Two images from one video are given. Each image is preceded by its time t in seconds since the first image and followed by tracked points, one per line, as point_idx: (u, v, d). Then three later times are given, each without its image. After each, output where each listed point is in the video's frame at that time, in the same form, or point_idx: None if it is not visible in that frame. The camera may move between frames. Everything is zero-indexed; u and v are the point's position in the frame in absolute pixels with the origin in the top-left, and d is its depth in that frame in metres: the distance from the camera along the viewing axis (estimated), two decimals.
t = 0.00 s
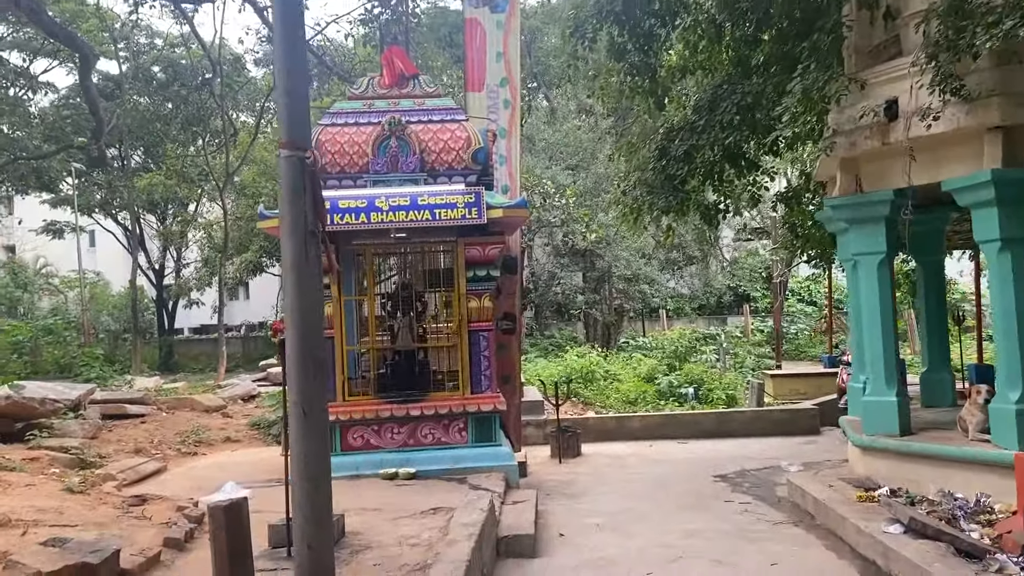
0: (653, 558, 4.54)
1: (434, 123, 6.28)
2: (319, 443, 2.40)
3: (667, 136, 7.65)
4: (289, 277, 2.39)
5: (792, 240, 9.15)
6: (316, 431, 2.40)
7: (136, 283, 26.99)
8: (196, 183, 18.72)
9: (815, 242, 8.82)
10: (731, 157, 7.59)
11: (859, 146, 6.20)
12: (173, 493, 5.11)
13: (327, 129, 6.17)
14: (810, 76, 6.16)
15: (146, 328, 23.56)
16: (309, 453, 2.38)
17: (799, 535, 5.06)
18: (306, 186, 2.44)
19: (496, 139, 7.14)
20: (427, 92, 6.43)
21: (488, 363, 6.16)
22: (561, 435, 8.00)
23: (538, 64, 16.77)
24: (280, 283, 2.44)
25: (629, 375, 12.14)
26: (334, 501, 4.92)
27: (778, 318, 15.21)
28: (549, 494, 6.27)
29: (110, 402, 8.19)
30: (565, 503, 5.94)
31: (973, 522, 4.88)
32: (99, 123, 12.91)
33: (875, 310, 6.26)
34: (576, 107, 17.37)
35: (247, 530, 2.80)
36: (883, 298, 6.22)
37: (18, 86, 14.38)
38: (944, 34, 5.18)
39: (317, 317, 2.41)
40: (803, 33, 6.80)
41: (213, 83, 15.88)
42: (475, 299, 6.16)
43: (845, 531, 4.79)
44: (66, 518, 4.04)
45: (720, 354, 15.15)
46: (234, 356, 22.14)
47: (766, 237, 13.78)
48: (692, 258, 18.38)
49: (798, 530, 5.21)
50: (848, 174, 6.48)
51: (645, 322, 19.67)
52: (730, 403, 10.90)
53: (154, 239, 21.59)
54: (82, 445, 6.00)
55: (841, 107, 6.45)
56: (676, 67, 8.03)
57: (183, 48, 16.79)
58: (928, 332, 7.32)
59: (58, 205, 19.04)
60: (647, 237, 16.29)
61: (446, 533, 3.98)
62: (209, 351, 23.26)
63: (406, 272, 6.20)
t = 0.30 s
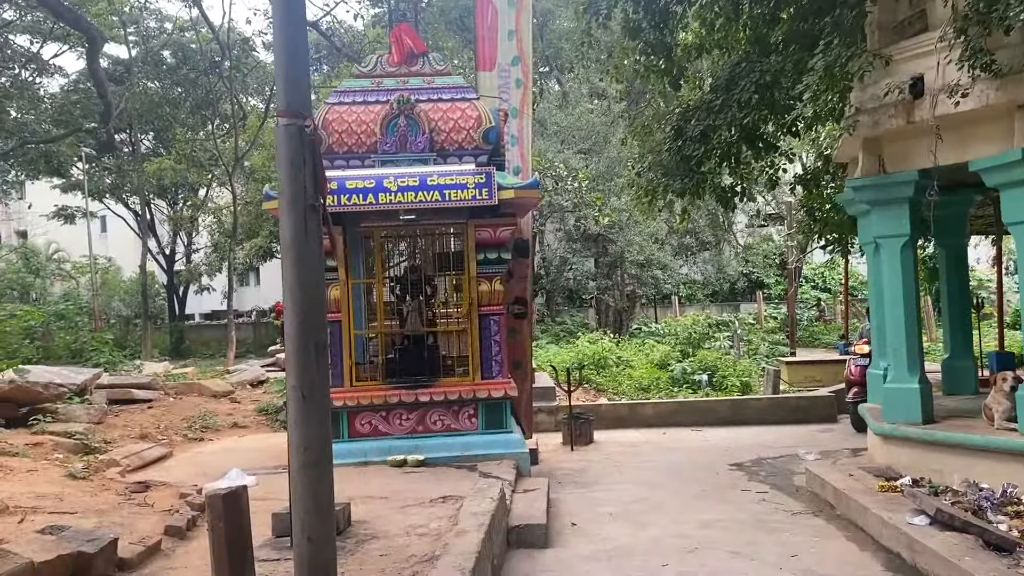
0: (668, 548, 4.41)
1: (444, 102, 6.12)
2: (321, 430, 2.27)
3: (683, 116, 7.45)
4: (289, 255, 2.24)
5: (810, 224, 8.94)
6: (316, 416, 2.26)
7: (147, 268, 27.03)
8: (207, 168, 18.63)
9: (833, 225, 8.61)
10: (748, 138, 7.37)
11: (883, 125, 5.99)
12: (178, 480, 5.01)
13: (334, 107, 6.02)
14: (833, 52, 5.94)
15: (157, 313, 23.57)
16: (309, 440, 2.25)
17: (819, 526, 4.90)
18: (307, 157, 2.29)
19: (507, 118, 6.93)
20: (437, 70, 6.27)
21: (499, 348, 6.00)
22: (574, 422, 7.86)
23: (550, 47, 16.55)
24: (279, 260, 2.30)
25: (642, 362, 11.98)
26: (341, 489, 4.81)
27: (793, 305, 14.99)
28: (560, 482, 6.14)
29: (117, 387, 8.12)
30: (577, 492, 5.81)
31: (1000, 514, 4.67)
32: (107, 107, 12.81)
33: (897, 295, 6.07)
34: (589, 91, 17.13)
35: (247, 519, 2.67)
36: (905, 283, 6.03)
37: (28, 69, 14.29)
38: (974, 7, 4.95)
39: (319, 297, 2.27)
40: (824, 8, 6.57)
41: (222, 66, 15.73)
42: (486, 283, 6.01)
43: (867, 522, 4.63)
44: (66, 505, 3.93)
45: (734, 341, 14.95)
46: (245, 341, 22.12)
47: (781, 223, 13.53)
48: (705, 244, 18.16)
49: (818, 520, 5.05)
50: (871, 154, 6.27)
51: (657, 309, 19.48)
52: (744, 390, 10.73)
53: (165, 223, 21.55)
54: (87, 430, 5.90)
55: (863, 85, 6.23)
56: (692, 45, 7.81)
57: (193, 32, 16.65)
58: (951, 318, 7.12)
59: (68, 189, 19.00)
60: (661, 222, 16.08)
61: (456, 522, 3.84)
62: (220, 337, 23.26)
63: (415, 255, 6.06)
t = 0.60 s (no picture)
0: (683, 546, 4.27)
1: (454, 86, 5.98)
2: (318, 429, 2.15)
3: (698, 101, 7.26)
4: (284, 244, 2.12)
5: (827, 212, 8.74)
6: (314, 415, 2.14)
7: (160, 257, 27.08)
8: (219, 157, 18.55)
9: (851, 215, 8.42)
10: (765, 124, 7.20)
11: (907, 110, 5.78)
12: (181, 474, 4.92)
13: (341, 92, 5.88)
14: (855, 34, 5.75)
15: (169, 301, 23.61)
16: (306, 439, 2.13)
17: (839, 524, 4.75)
18: (303, 140, 2.16)
19: (519, 104, 6.77)
20: (446, 53, 6.13)
21: (509, 339, 5.86)
22: (585, 413, 7.73)
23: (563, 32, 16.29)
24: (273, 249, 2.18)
25: (655, 352, 11.83)
26: (348, 483, 4.70)
27: (808, 294, 14.78)
28: (572, 475, 6.01)
29: (125, 376, 8.06)
30: (589, 486, 5.68)
31: None
32: (116, 96, 12.71)
33: (920, 285, 5.90)
34: (602, 77, 16.87)
35: (244, 520, 2.58)
36: (928, 272, 5.86)
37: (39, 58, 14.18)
38: None
39: (315, 288, 2.15)
40: None
41: (233, 53, 15.57)
42: (496, 274, 5.83)
43: (890, 520, 4.48)
44: (65, 501, 3.84)
45: (748, 331, 14.75)
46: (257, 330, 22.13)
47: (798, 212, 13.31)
48: (719, 233, 17.94)
49: (838, 517, 4.90)
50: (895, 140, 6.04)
51: (670, 298, 19.31)
52: (759, 381, 10.56)
53: (177, 212, 21.52)
54: (92, 421, 5.83)
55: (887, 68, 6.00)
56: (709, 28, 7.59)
57: (203, 19, 16.49)
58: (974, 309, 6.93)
59: (80, 178, 18.97)
60: (675, 210, 15.86)
61: (464, 520, 3.72)
62: (232, 325, 23.27)
63: (425, 243, 5.92)
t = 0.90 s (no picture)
0: (699, 543, 4.12)
1: (462, 68, 5.81)
2: (306, 425, 2.01)
3: (714, 83, 7.06)
4: (268, 226, 1.98)
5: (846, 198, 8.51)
6: (302, 409, 2.01)
7: (174, 246, 27.13)
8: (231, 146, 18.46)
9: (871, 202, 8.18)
10: (783, 107, 6.98)
11: (933, 91, 5.54)
12: (183, 466, 4.81)
13: (346, 74, 5.72)
14: (879, 10, 5.45)
15: (183, 290, 23.65)
16: (293, 436, 1.99)
17: (861, 520, 4.58)
18: (289, 113, 2.01)
19: (529, 87, 6.61)
20: (454, 33, 5.96)
21: (519, 329, 5.71)
22: (598, 404, 7.58)
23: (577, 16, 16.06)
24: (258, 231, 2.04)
25: (670, 342, 11.65)
26: (353, 476, 4.57)
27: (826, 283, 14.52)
28: (583, 468, 5.86)
29: (132, 366, 7.99)
30: (601, 479, 5.53)
31: None
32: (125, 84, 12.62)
33: (945, 273, 5.69)
34: (616, 64, 16.64)
35: (234, 519, 2.44)
36: (953, 259, 5.65)
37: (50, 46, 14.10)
38: None
39: (303, 274, 2.02)
40: None
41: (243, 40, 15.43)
42: (505, 261, 5.68)
43: (915, 517, 4.30)
44: (59, 494, 3.74)
45: (765, 320, 14.52)
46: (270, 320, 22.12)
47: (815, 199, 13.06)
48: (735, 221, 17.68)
49: (859, 513, 4.73)
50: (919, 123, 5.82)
51: (685, 287, 19.10)
52: (776, 372, 10.37)
53: (190, 200, 21.51)
54: (95, 411, 5.74)
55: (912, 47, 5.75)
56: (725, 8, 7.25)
57: (215, 7, 16.36)
58: (999, 297, 6.72)
59: (93, 166, 18.96)
60: (690, 197, 15.63)
61: (470, 516, 3.59)
62: (246, 314, 23.28)
63: (432, 230, 5.78)
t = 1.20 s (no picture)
0: (712, 542, 4.00)
1: (470, 54, 5.70)
2: (296, 418, 1.93)
3: (728, 70, 6.90)
4: (256, 209, 1.89)
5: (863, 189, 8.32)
6: (292, 402, 1.92)
7: (187, 239, 27.21)
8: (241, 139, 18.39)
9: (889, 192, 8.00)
10: (799, 95, 6.81)
11: (957, 75, 5.36)
12: (186, 460, 4.74)
13: (352, 61, 5.62)
14: None
15: (195, 284, 23.68)
16: (282, 430, 1.91)
17: (879, 518, 4.44)
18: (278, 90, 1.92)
19: (539, 75, 6.50)
20: (462, 20, 5.85)
21: (528, 321, 5.59)
22: (609, 398, 7.45)
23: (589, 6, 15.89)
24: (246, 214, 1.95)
25: (682, 335, 11.50)
26: (357, 471, 4.47)
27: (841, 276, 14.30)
28: (593, 463, 5.74)
29: (139, 358, 7.94)
30: (611, 475, 5.41)
31: None
32: (135, 78, 12.55)
33: (967, 263, 5.52)
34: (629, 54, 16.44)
35: (226, 517, 2.35)
36: (976, 249, 5.49)
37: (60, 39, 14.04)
38: None
39: (293, 259, 1.92)
40: None
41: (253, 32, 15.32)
42: (514, 252, 5.57)
43: (936, 515, 4.16)
44: (57, 489, 3.66)
45: (779, 313, 14.32)
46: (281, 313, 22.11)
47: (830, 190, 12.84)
48: (750, 213, 17.47)
49: (878, 510, 4.59)
50: (941, 109, 5.66)
51: (698, 280, 18.90)
52: (790, 366, 10.19)
53: (201, 194, 21.51)
54: (100, 404, 5.68)
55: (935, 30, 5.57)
56: None
57: None
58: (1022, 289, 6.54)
59: (106, 160, 18.97)
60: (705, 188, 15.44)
61: (475, 514, 3.48)
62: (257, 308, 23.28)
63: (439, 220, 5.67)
